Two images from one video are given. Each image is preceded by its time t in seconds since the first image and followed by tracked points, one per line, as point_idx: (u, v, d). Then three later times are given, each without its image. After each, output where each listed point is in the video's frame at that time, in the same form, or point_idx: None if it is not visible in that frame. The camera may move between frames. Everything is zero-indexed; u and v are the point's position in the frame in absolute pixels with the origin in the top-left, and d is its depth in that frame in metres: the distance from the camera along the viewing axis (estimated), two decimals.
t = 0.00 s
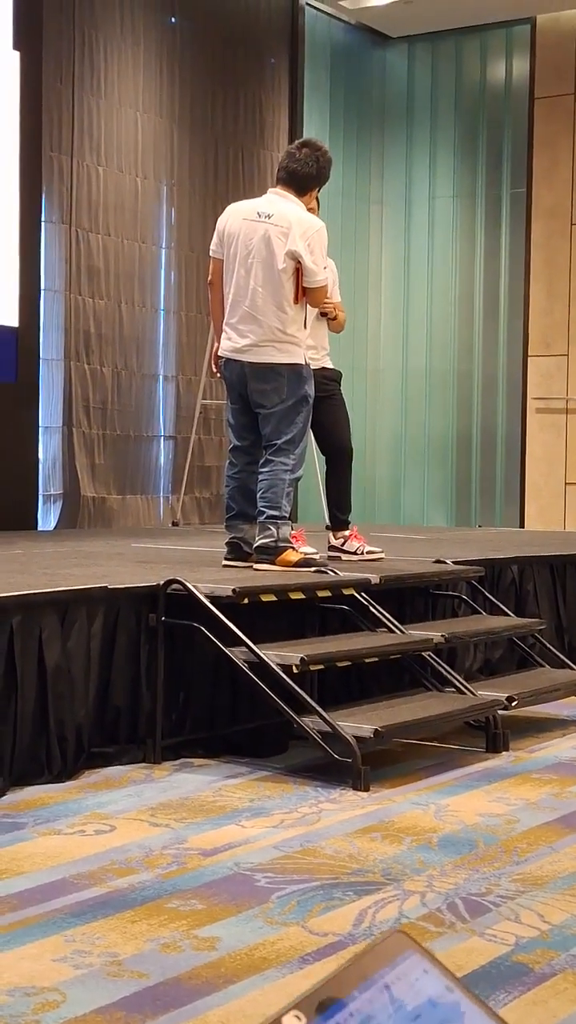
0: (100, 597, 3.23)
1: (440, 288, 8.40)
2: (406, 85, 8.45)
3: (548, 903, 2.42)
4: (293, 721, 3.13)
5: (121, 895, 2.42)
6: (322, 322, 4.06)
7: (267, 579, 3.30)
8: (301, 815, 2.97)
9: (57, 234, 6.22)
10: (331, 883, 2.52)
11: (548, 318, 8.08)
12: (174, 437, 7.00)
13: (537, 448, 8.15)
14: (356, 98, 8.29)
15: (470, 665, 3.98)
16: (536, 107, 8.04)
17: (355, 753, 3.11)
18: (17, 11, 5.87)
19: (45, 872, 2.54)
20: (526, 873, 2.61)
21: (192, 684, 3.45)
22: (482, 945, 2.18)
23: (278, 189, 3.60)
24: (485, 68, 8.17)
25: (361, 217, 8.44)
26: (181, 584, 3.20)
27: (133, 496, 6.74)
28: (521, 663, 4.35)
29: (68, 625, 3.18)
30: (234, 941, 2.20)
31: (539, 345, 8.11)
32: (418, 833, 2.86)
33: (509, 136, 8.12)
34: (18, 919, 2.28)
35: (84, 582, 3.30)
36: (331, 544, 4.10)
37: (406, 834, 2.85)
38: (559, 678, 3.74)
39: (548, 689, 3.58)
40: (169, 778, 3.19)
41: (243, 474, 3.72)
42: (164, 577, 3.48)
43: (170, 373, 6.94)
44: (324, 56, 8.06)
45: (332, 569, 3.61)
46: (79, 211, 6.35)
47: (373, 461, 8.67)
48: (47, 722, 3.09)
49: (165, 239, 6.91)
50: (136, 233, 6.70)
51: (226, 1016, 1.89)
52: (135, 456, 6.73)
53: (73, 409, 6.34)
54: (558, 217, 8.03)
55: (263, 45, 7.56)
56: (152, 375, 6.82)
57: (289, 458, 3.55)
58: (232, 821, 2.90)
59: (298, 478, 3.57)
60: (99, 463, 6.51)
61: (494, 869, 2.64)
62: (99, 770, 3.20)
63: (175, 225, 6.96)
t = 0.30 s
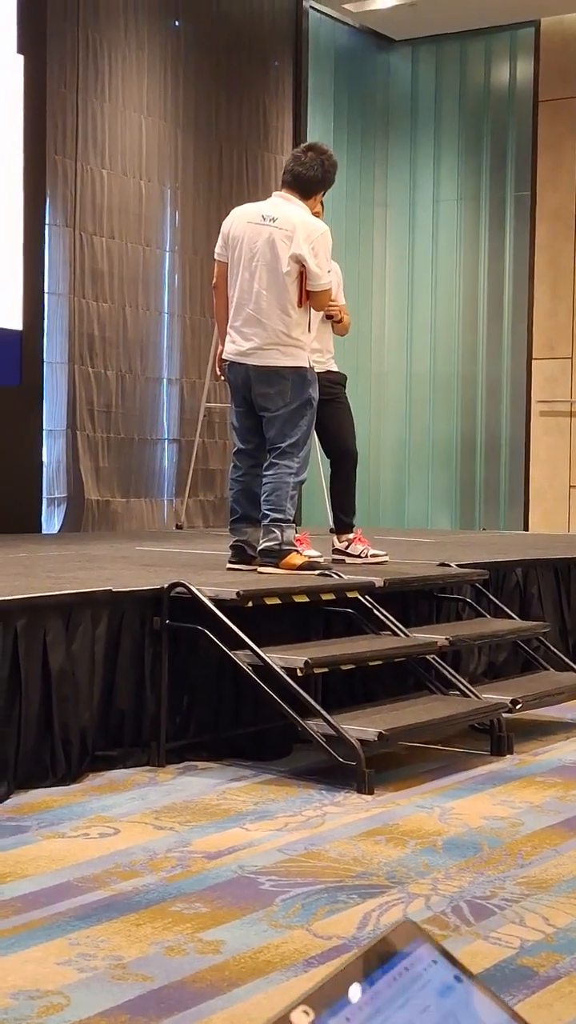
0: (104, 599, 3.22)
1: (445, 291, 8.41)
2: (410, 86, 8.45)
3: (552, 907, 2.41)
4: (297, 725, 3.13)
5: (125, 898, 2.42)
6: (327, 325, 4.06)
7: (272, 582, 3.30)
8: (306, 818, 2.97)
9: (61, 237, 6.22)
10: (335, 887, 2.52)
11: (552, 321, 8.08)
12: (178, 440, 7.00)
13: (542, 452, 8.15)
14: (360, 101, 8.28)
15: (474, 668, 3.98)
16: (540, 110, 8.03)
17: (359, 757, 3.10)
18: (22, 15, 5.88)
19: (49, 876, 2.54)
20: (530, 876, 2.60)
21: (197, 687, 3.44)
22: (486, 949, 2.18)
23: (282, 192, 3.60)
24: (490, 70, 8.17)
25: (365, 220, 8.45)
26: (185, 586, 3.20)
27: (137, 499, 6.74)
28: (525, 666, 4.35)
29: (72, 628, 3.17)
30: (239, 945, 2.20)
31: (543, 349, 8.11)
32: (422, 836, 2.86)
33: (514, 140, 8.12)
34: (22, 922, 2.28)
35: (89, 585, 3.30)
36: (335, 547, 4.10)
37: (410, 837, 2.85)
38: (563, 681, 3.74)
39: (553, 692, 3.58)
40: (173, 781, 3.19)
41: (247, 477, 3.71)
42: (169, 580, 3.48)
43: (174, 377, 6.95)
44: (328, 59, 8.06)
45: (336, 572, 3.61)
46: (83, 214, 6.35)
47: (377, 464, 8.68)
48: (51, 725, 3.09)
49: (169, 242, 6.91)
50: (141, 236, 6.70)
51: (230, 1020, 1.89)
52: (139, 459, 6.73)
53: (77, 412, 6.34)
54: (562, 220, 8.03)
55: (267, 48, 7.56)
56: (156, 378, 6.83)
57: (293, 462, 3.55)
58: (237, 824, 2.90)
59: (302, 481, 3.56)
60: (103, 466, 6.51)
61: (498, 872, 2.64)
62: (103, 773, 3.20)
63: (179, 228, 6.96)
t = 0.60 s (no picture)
0: (109, 604, 3.22)
1: (449, 295, 8.40)
2: (415, 90, 8.45)
3: (557, 911, 2.41)
4: (302, 729, 3.13)
5: (129, 902, 2.42)
6: (332, 329, 4.06)
7: (277, 587, 3.30)
8: (310, 823, 2.97)
9: (66, 242, 6.22)
10: (340, 891, 2.52)
11: (557, 325, 8.08)
12: (183, 444, 7.00)
13: (547, 456, 8.15)
14: (365, 104, 8.29)
15: (479, 672, 3.98)
16: (545, 114, 8.05)
17: (364, 761, 3.10)
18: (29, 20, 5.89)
19: (54, 880, 2.54)
20: (535, 881, 2.60)
21: (202, 691, 3.44)
22: (491, 953, 2.18)
23: (288, 197, 3.60)
24: (494, 76, 8.16)
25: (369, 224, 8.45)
26: (190, 591, 3.20)
27: (142, 504, 6.74)
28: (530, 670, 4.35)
29: (77, 632, 3.17)
30: (244, 949, 2.20)
31: (549, 354, 8.11)
32: (427, 840, 2.86)
33: (519, 144, 8.12)
34: (27, 926, 2.28)
35: (94, 591, 3.30)
36: (339, 551, 4.10)
37: (415, 842, 2.85)
38: (568, 686, 3.74)
39: (558, 696, 3.58)
40: (177, 786, 3.18)
41: (252, 481, 3.71)
42: (174, 584, 3.48)
43: (179, 381, 6.95)
44: (334, 63, 8.06)
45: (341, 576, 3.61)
46: (89, 218, 6.36)
47: (383, 468, 8.67)
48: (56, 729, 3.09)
49: (174, 246, 6.91)
50: (146, 240, 6.70)
51: None
52: (143, 464, 6.73)
53: (82, 417, 6.35)
54: (568, 224, 8.03)
55: (273, 52, 7.56)
56: (161, 382, 6.83)
57: (299, 466, 3.55)
58: (241, 829, 2.90)
59: (307, 485, 3.57)
60: (108, 471, 6.51)
61: (503, 877, 2.63)
62: (108, 778, 3.20)
63: (184, 232, 6.96)
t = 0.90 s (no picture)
0: (99, 618, 2.98)
1: (468, 289, 8.16)
2: (428, 71, 8.19)
3: None
4: (308, 752, 2.89)
5: (120, 939, 2.18)
6: (343, 322, 3.82)
7: (281, 597, 3.05)
8: (317, 853, 2.72)
9: (53, 226, 6.01)
10: (350, 927, 2.27)
11: None
12: (179, 445, 6.76)
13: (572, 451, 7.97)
14: (377, 75, 7.97)
15: (500, 692, 3.73)
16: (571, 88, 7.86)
17: (376, 786, 2.86)
18: None
19: (38, 914, 2.30)
20: (561, 916, 2.35)
21: (198, 711, 3.19)
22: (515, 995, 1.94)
23: (295, 177, 3.36)
24: (514, 53, 7.95)
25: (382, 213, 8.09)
26: (187, 603, 2.96)
27: (134, 509, 6.50)
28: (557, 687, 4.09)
29: (65, 647, 2.93)
30: (244, 995, 1.96)
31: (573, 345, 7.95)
32: (444, 873, 2.61)
33: (543, 123, 7.91)
34: (8, 968, 2.05)
35: (84, 601, 3.06)
36: (350, 560, 3.86)
37: (431, 874, 2.60)
38: None
39: None
40: (174, 813, 2.94)
41: (255, 483, 3.47)
42: (171, 594, 3.24)
43: (174, 376, 6.71)
44: (342, 33, 7.77)
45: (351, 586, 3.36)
46: (79, 199, 6.12)
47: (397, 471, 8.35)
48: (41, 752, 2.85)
49: (170, 232, 6.68)
50: (139, 225, 6.47)
51: None
52: (136, 465, 6.49)
53: (69, 416, 6.11)
54: None
55: (273, 35, 7.32)
56: (155, 376, 6.59)
57: (305, 468, 3.31)
58: (242, 860, 2.66)
59: (314, 488, 3.33)
60: (98, 474, 6.27)
61: (527, 911, 2.39)
62: (99, 805, 2.95)
63: (180, 215, 6.73)
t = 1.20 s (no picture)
0: (102, 622, 2.95)
1: (475, 290, 8.14)
2: (437, 67, 8.18)
3: None
4: (313, 757, 2.86)
5: (124, 946, 2.16)
6: (348, 326, 3.79)
7: (287, 602, 3.02)
8: (323, 860, 2.69)
9: (56, 226, 5.98)
10: (355, 934, 2.24)
11: None
12: (184, 447, 6.73)
13: None
14: (384, 77, 7.98)
15: (507, 697, 3.70)
16: None
17: (382, 793, 2.83)
18: None
19: (41, 921, 2.27)
20: (569, 924, 2.32)
21: (203, 717, 3.16)
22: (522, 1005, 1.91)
23: (300, 177, 3.33)
24: (523, 49, 7.92)
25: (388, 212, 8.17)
26: (191, 607, 2.93)
27: (139, 512, 6.48)
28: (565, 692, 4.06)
29: (68, 652, 2.91)
30: (249, 1002, 1.94)
31: None
32: (450, 880, 2.58)
33: (551, 125, 7.85)
34: (11, 975, 2.02)
35: (88, 605, 3.03)
36: (355, 564, 3.83)
37: (438, 881, 2.57)
38: None
39: None
40: (178, 819, 2.91)
41: (260, 486, 3.44)
42: (175, 598, 3.21)
43: (179, 377, 6.69)
44: (349, 33, 7.77)
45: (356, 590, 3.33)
46: (80, 201, 6.10)
47: (403, 475, 8.39)
48: (45, 756, 2.82)
49: (174, 231, 6.65)
50: (143, 224, 6.44)
51: None
52: (141, 468, 6.47)
53: (73, 417, 6.09)
54: None
55: (280, 36, 7.29)
56: (159, 378, 6.57)
57: (311, 470, 3.28)
58: (247, 867, 2.63)
59: (320, 491, 3.30)
60: (102, 477, 6.25)
61: (534, 919, 2.35)
62: (102, 811, 2.92)
63: (184, 214, 6.70)
